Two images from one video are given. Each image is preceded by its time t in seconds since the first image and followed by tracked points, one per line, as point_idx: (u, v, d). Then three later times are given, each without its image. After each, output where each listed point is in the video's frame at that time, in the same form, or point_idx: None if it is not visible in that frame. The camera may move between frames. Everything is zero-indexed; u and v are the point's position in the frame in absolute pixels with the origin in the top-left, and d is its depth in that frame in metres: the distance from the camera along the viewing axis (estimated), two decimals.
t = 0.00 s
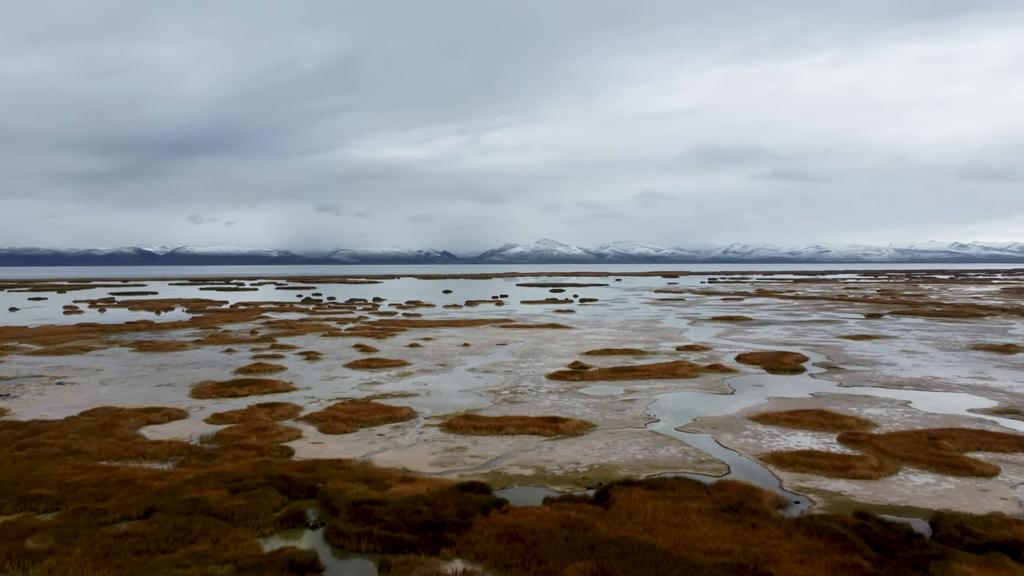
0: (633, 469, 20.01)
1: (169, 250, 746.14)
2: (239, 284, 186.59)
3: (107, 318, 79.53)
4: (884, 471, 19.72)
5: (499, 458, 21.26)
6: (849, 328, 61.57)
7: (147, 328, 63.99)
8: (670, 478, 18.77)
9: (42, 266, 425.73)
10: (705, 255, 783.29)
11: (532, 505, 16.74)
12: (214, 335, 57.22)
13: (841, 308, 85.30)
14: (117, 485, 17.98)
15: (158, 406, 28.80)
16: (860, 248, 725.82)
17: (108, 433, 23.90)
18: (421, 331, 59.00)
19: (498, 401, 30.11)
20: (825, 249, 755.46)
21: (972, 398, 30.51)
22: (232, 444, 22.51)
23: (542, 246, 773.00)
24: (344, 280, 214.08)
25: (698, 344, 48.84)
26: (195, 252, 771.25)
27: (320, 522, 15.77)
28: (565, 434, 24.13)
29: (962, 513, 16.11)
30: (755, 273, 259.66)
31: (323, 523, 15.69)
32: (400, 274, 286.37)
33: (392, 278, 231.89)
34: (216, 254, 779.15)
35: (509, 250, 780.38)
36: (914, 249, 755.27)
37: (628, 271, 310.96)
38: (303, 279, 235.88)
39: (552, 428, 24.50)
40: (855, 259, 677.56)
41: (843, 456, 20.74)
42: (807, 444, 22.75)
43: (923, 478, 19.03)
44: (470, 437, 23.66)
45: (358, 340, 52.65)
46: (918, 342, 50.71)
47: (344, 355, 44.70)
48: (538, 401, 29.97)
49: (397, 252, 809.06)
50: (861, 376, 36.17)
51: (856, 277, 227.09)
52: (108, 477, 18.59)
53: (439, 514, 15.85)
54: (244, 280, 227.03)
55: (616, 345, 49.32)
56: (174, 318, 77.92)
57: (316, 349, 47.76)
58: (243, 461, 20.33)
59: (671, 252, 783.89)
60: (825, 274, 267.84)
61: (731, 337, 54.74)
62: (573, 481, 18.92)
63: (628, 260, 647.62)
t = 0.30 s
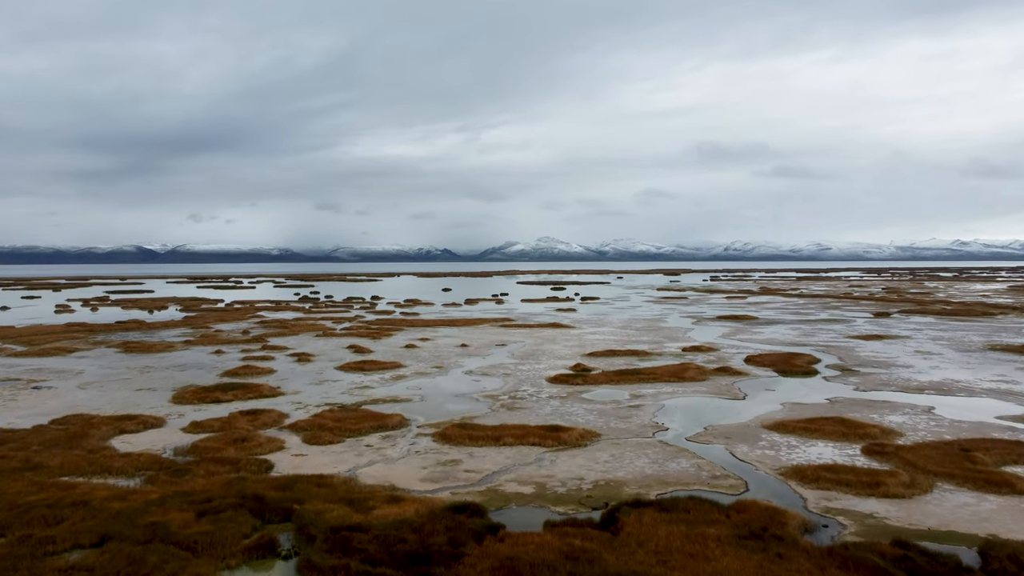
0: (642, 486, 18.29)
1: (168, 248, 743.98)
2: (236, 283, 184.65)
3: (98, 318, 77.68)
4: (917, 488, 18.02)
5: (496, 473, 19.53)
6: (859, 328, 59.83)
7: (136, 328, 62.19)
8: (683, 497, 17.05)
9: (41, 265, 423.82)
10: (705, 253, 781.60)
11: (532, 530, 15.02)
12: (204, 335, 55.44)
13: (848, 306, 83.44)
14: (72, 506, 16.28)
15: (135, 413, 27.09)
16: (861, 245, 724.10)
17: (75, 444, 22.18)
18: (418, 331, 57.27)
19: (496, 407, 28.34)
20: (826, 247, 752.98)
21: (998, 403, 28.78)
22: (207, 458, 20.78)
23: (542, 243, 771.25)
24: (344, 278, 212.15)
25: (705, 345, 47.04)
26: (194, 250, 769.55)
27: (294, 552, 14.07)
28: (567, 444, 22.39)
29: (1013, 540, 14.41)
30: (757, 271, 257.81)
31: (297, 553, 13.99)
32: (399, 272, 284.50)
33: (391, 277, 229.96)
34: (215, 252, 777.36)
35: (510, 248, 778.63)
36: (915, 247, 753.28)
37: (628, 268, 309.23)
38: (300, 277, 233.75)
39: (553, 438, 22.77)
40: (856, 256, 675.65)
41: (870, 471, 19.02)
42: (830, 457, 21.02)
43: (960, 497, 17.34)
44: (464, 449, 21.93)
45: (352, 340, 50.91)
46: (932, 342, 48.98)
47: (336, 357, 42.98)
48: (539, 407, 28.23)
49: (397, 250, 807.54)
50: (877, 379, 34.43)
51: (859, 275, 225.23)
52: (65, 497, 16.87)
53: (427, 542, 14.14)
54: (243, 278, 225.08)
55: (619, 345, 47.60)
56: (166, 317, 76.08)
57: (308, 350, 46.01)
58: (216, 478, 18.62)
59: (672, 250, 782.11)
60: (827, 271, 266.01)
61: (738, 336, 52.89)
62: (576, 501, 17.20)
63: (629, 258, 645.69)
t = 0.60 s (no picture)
0: (654, 514, 16.31)
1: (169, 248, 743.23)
2: (236, 283, 183.19)
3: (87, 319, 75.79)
4: (963, 516, 16.05)
5: (491, 497, 17.57)
6: (871, 330, 57.82)
7: (124, 330, 60.25)
8: (702, 529, 15.10)
9: (40, 264, 422.14)
10: (707, 252, 778.96)
11: (529, 572, 13.04)
12: (193, 338, 53.53)
13: (857, 307, 81.29)
14: (8, 541, 14.31)
15: (103, 426, 25.13)
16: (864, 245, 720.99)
17: (31, 464, 20.24)
18: (415, 333, 55.29)
19: (494, 418, 26.37)
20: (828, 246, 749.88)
21: None
22: (172, 480, 18.82)
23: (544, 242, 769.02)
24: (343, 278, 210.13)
25: (713, 349, 45.01)
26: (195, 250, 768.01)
27: None
28: (570, 463, 20.43)
29: None
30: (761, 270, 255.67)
31: None
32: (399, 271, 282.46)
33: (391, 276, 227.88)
34: (217, 251, 776.40)
35: (511, 247, 775.95)
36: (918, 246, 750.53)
37: (631, 268, 307.09)
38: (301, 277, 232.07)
39: (555, 455, 20.79)
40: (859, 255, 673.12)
41: (909, 496, 17.03)
42: (859, 479, 19.04)
43: (1013, 528, 15.38)
44: (457, 468, 19.96)
45: (345, 344, 48.93)
46: (949, 345, 46.93)
47: (327, 361, 41.00)
48: (540, 419, 26.23)
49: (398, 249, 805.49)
50: (899, 386, 32.40)
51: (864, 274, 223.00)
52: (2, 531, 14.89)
53: None
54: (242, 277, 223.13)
55: (623, 348, 45.62)
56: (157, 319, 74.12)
57: (298, 354, 44.07)
58: (178, 505, 16.66)
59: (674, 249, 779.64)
60: (831, 271, 263.91)
61: (747, 339, 50.81)
62: (581, 532, 15.22)
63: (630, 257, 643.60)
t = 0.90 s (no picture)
0: (670, 551, 14.29)
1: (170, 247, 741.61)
2: (234, 283, 181.14)
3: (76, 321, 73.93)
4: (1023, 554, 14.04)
5: (484, 530, 15.54)
6: (884, 332, 55.81)
7: (111, 333, 58.36)
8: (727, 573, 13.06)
9: (39, 264, 420.53)
10: (709, 251, 776.78)
11: None
12: (180, 341, 51.60)
13: (866, 308, 79.07)
14: None
15: (66, 442, 23.12)
16: (866, 244, 718.64)
17: None
18: (411, 337, 53.29)
19: (490, 432, 24.31)
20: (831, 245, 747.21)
21: None
22: (128, 508, 16.82)
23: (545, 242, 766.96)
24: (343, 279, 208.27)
25: (722, 353, 42.88)
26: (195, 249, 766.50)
27: None
28: (574, 487, 18.37)
29: None
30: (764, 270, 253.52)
31: None
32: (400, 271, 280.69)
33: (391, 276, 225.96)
34: (217, 251, 774.85)
35: (512, 246, 773.99)
36: (920, 245, 747.97)
37: (633, 268, 304.97)
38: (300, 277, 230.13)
39: (557, 477, 18.76)
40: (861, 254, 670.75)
41: (959, 530, 15.00)
42: (898, 506, 17.01)
43: None
44: (448, 493, 17.93)
45: (338, 348, 46.94)
46: (969, 349, 44.88)
47: (317, 367, 38.94)
48: (540, 433, 24.21)
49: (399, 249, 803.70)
50: (924, 396, 30.36)
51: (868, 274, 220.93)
52: None
53: None
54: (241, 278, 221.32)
55: (627, 353, 43.63)
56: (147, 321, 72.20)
57: (287, 359, 42.01)
58: (128, 541, 14.64)
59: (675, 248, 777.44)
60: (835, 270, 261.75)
61: (757, 343, 48.65)
62: None
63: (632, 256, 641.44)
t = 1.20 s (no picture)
0: None
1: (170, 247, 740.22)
2: (233, 282, 179.51)
3: (65, 322, 72.06)
4: None
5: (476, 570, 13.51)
6: (899, 335, 53.76)
7: (98, 335, 56.44)
8: None
9: (38, 264, 418.85)
10: (711, 251, 774.11)
11: None
12: (167, 344, 49.63)
13: (876, 309, 77.02)
14: None
15: (22, 459, 21.12)
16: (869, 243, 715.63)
17: None
18: (407, 340, 51.29)
19: (486, 448, 22.29)
20: (833, 244, 744.96)
21: None
22: (72, 541, 14.80)
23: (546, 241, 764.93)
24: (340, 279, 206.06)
25: (732, 358, 40.85)
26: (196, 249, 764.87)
27: None
28: (577, 514, 16.36)
29: None
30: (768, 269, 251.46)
31: None
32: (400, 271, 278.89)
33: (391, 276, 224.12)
34: (218, 250, 773.36)
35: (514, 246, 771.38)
36: (923, 245, 745.21)
37: (635, 267, 302.97)
38: (300, 276, 228.49)
39: (559, 504, 16.74)
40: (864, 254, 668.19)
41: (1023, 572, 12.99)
42: (946, 540, 14.93)
43: None
44: (436, 522, 15.92)
45: (329, 351, 44.92)
46: (991, 353, 42.80)
47: (306, 373, 36.90)
48: (540, 449, 22.17)
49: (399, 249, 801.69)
50: (953, 405, 28.29)
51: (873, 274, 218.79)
52: None
53: None
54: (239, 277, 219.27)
55: (632, 357, 41.62)
56: (138, 322, 70.26)
57: (276, 364, 39.98)
58: None
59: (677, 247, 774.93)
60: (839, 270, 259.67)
61: (767, 346, 46.61)
62: None
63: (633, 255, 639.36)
